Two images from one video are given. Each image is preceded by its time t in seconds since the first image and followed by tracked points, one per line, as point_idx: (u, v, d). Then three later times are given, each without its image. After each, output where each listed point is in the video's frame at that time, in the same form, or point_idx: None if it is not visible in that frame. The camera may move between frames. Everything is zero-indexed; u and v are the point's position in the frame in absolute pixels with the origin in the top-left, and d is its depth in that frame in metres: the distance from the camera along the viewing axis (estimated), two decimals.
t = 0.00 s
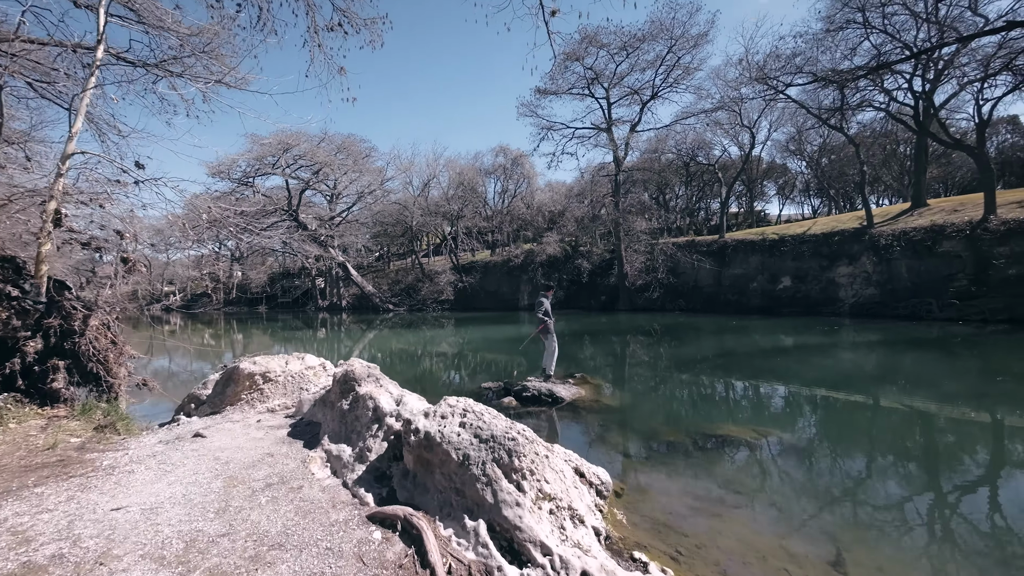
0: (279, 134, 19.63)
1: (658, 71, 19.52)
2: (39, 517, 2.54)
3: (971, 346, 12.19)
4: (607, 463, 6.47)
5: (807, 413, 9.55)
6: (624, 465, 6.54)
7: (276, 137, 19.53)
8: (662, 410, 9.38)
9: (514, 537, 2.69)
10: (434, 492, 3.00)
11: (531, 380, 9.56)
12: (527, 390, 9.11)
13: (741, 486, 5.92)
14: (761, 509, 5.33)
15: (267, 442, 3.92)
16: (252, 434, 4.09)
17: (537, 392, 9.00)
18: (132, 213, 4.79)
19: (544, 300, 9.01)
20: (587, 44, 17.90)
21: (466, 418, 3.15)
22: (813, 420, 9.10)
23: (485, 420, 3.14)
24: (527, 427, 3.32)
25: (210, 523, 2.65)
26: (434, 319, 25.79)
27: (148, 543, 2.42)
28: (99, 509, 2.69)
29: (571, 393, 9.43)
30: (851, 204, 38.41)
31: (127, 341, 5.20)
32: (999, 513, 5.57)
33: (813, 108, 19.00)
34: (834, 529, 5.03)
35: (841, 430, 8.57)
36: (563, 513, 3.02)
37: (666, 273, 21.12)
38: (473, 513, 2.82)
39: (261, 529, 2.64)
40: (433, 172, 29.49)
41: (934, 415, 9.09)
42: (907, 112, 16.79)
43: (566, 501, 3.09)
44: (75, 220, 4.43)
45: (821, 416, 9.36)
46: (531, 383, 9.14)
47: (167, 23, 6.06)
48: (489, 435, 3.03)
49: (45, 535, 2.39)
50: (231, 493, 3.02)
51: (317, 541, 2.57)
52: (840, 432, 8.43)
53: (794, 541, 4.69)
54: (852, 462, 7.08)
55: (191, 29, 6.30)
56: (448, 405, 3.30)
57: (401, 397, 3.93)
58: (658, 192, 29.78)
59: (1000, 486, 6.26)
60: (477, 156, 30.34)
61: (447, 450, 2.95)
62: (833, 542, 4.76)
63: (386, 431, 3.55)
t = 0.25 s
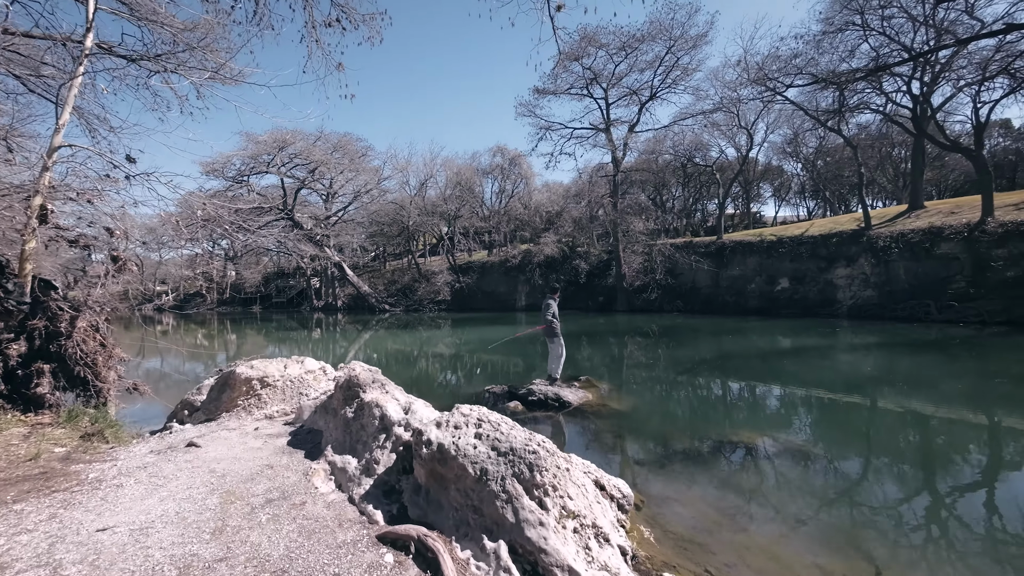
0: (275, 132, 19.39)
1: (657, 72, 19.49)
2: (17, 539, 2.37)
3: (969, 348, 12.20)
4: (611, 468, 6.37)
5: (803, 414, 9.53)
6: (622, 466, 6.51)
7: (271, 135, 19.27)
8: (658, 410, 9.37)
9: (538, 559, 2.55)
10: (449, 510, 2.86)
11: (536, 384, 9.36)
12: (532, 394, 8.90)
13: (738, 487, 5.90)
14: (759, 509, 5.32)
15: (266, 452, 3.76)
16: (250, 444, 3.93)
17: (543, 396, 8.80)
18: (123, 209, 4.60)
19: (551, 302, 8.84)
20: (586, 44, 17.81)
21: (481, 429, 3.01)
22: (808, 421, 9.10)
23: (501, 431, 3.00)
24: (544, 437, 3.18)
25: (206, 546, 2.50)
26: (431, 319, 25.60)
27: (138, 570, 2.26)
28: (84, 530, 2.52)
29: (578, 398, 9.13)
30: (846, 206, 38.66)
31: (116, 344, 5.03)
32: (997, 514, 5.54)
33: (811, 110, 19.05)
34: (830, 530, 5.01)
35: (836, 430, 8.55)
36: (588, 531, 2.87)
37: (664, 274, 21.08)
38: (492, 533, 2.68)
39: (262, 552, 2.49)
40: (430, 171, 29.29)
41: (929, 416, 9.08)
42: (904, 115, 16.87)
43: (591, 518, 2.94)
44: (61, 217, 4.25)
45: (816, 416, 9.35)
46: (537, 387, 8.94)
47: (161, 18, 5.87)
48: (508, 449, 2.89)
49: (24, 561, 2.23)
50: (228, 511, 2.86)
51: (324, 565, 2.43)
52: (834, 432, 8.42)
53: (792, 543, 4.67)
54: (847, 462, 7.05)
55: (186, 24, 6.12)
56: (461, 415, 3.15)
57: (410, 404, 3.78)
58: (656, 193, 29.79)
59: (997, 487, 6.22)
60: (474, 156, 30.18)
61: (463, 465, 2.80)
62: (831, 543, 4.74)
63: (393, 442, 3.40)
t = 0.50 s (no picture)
0: (273, 130, 19.22)
1: (657, 72, 19.44)
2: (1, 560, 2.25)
3: (969, 350, 12.17)
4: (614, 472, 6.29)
5: (800, 415, 9.51)
6: (621, 467, 6.49)
7: (269, 134, 19.10)
8: (655, 409, 9.37)
9: None
10: (461, 527, 2.75)
11: (542, 388, 9.15)
12: (538, 398, 8.70)
13: (737, 488, 5.88)
14: (758, 509, 5.29)
15: (266, 462, 3.64)
16: (249, 453, 3.81)
17: (550, 400, 8.60)
18: (118, 207, 4.47)
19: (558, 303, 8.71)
20: (587, 44, 17.72)
21: (495, 441, 2.91)
22: (805, 422, 9.07)
23: (515, 443, 2.90)
24: (559, 447, 3.09)
25: (202, 567, 2.38)
26: (429, 320, 25.49)
27: None
28: (73, 549, 2.40)
29: (586, 403, 8.90)
30: (844, 207, 38.75)
31: (109, 347, 4.92)
32: (996, 515, 5.50)
33: (811, 111, 19.05)
34: (829, 530, 4.97)
35: (833, 431, 8.51)
36: (609, 550, 2.76)
37: (664, 275, 21.02)
38: (509, 552, 2.57)
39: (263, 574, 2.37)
40: (429, 171, 29.17)
41: (928, 418, 9.04)
42: (905, 116, 16.87)
43: (612, 536, 2.83)
44: (52, 215, 4.12)
45: (814, 417, 9.32)
46: (544, 391, 8.72)
47: (157, 12, 5.73)
48: (524, 462, 2.79)
49: None
50: (226, 527, 2.74)
51: None
52: (831, 433, 8.39)
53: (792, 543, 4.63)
54: (845, 462, 7.01)
55: (183, 20, 5.99)
56: (473, 424, 3.05)
57: (417, 413, 3.67)
58: (655, 194, 29.75)
59: (996, 489, 6.16)
60: (473, 156, 30.08)
61: (478, 480, 2.71)
62: (829, 543, 4.71)
63: (401, 454, 3.29)
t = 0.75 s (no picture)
0: (273, 127, 19.10)
1: (660, 70, 19.30)
2: None
3: (974, 352, 12.08)
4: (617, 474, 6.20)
5: (800, 415, 9.45)
6: (622, 467, 6.43)
7: (269, 131, 18.99)
8: (652, 408, 9.38)
9: None
10: (472, 539, 2.65)
11: (548, 389, 8.98)
12: (543, 399, 8.55)
13: (738, 488, 5.84)
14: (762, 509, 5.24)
15: (265, 467, 3.55)
16: (247, 457, 3.72)
17: (556, 401, 8.45)
18: (115, 203, 4.39)
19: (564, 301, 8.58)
20: (589, 41, 17.58)
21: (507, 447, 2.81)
22: (805, 422, 9.02)
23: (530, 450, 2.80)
24: (574, 454, 2.99)
25: None
26: (430, 318, 25.42)
27: None
28: (61, 561, 2.31)
29: (591, 404, 8.74)
30: (846, 207, 38.61)
31: (104, 346, 4.82)
32: (1000, 516, 5.43)
33: (815, 110, 18.94)
34: (830, 529, 4.92)
35: (832, 431, 8.44)
36: (629, 564, 2.62)
37: (666, 274, 20.91)
38: (522, 567, 2.47)
39: None
40: (430, 169, 29.05)
41: (931, 419, 8.94)
42: (910, 115, 16.74)
43: (631, 548, 2.69)
44: (46, 209, 4.03)
45: (814, 417, 9.26)
46: (550, 392, 8.57)
47: (156, 7, 5.62)
48: (538, 471, 2.69)
49: None
50: (222, 537, 2.64)
51: None
52: (830, 433, 8.32)
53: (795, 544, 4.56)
54: (846, 462, 6.95)
55: (182, 14, 5.89)
56: (484, 431, 2.95)
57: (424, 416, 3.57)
58: (657, 193, 29.64)
59: (1000, 491, 6.08)
60: (474, 154, 29.96)
61: (490, 490, 2.60)
62: (832, 543, 4.65)
63: (407, 460, 3.21)
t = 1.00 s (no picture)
0: (277, 124, 19.06)
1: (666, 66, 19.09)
2: None
3: (985, 353, 11.90)
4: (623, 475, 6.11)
5: (805, 415, 9.34)
6: (626, 467, 6.36)
7: (273, 127, 18.95)
8: (656, 407, 9.31)
9: None
10: (486, 553, 2.55)
11: (556, 390, 8.81)
12: (552, 400, 8.37)
13: (742, 489, 5.78)
14: (767, 510, 5.18)
15: (268, 473, 3.47)
16: (249, 461, 3.64)
17: (564, 402, 8.24)
18: (117, 198, 4.32)
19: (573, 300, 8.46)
20: (595, 37, 17.41)
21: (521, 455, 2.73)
22: (810, 422, 8.92)
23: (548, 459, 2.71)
24: (592, 463, 2.90)
25: None
26: (433, 316, 25.38)
27: None
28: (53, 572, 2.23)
29: (601, 405, 8.50)
30: (853, 206, 38.27)
31: (104, 344, 4.75)
32: (1011, 519, 5.32)
33: (823, 107, 18.73)
34: (835, 529, 4.86)
35: (838, 431, 8.33)
36: None
37: (671, 273, 20.76)
38: None
39: None
40: (434, 166, 28.98)
41: (940, 421, 8.80)
42: (921, 113, 16.51)
43: (655, 564, 2.61)
44: (45, 204, 3.96)
45: (820, 418, 9.15)
46: (558, 393, 8.37)
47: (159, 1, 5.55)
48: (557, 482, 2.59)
49: None
50: (221, 548, 2.56)
51: None
52: (836, 433, 8.23)
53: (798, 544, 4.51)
54: (852, 462, 6.86)
55: (185, 9, 5.81)
56: (497, 437, 2.86)
57: (432, 421, 3.48)
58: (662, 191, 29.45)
59: (1011, 494, 5.96)
60: (478, 151, 29.84)
61: (507, 502, 2.51)
62: (836, 542, 4.59)
63: (416, 468, 3.12)
